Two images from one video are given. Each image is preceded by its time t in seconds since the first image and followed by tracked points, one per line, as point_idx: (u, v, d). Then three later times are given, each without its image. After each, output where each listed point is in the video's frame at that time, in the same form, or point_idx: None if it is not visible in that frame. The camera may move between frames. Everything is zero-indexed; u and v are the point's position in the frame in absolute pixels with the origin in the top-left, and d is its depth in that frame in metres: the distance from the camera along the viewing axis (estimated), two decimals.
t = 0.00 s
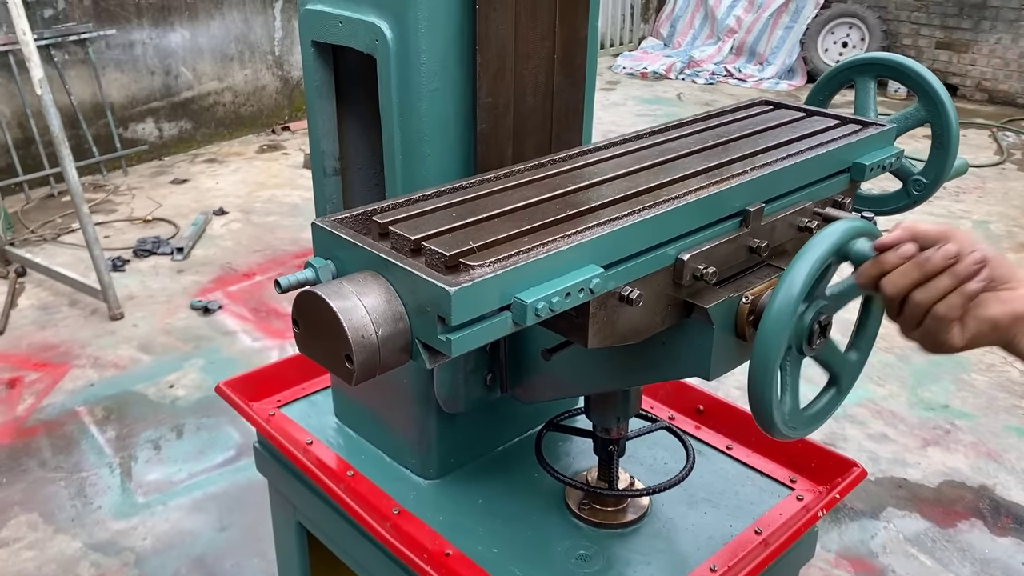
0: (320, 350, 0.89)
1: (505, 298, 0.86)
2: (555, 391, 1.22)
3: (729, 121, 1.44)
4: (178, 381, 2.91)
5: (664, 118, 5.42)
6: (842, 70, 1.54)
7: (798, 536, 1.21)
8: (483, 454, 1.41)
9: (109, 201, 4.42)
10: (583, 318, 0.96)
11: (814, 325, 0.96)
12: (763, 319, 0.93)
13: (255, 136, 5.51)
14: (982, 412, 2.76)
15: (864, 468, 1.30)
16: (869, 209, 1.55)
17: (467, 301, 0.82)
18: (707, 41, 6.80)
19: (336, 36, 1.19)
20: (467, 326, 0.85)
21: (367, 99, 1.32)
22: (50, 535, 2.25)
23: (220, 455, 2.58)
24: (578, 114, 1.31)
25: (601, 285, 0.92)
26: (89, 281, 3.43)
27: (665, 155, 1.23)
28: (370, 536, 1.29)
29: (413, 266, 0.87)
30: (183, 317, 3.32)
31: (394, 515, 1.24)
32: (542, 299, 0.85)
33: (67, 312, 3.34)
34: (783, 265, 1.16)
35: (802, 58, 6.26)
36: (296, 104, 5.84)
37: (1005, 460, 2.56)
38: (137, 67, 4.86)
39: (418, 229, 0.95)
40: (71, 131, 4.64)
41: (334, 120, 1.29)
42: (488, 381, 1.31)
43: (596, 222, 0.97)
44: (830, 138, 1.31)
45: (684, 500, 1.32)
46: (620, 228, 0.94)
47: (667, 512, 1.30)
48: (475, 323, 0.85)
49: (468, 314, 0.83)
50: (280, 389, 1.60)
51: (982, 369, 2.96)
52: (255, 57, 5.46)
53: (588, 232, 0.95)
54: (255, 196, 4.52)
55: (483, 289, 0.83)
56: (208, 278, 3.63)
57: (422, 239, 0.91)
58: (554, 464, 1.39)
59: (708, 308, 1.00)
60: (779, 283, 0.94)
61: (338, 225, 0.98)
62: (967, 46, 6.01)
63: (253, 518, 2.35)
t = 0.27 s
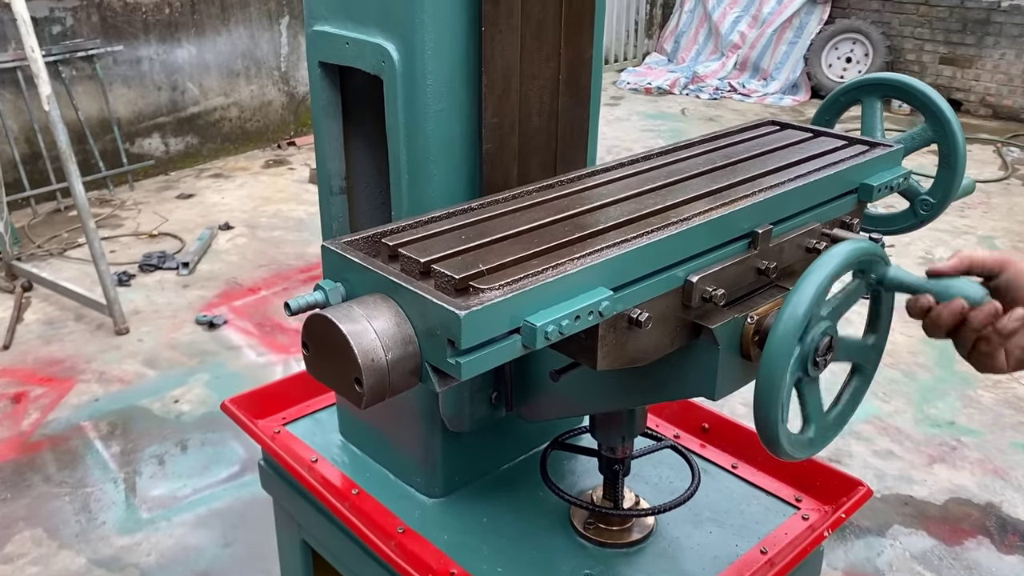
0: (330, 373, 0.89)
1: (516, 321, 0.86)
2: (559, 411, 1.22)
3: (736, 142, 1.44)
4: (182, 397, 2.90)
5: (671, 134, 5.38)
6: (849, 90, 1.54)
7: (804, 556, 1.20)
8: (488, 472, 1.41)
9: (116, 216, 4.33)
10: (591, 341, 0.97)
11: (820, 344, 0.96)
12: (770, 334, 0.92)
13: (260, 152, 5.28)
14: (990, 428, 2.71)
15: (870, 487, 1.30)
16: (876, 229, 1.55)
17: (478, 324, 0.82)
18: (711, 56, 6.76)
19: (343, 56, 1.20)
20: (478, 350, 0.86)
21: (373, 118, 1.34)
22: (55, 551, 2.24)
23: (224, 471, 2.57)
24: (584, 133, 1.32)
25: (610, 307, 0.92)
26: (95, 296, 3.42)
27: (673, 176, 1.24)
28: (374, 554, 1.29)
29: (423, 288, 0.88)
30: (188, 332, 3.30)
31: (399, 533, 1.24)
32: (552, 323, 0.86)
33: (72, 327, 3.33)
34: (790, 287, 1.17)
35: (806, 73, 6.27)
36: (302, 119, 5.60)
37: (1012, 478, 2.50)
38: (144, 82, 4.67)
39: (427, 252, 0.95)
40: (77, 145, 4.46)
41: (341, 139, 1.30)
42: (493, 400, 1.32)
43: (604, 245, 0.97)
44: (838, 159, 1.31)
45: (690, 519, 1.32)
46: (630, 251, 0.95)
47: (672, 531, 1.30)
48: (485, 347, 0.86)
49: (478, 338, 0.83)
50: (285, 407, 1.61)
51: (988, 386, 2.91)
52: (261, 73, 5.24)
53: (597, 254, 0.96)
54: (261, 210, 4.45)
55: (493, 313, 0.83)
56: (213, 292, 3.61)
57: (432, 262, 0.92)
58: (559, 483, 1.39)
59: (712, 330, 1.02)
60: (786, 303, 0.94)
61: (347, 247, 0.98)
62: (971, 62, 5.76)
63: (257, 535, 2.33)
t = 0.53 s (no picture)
0: (335, 400, 0.91)
1: (520, 348, 0.87)
2: (561, 431, 1.22)
3: (738, 166, 1.46)
4: (187, 414, 2.88)
5: (675, 151, 5.37)
6: (851, 113, 1.55)
7: None
8: (491, 493, 1.42)
9: (122, 233, 4.33)
10: (595, 365, 0.98)
11: (820, 368, 0.98)
12: (770, 358, 0.94)
13: (266, 168, 5.28)
14: (994, 447, 2.62)
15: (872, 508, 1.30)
16: (880, 251, 1.56)
17: (482, 351, 0.83)
18: (715, 73, 6.77)
19: (348, 82, 1.22)
20: (482, 376, 0.87)
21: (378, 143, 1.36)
22: (58, 569, 2.22)
23: (229, 488, 2.55)
24: (586, 157, 1.34)
25: (613, 333, 0.93)
26: (100, 313, 3.41)
27: (677, 201, 1.25)
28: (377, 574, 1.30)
29: (428, 315, 0.89)
30: (193, 349, 3.29)
31: (402, 555, 1.24)
32: (556, 349, 0.86)
33: (78, 344, 3.32)
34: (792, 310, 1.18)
35: (809, 91, 6.30)
36: (308, 136, 5.60)
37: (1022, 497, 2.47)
38: (151, 100, 4.67)
39: (432, 278, 0.97)
40: (84, 163, 4.45)
41: (346, 163, 1.33)
42: (496, 422, 1.33)
43: (607, 271, 0.99)
44: (841, 183, 1.32)
45: (692, 540, 1.32)
46: (632, 277, 0.96)
47: (675, 552, 1.30)
48: (490, 373, 0.87)
49: (483, 365, 0.84)
50: (289, 427, 1.62)
51: (992, 405, 2.84)
52: (267, 91, 5.23)
53: (601, 280, 0.97)
54: (266, 227, 4.45)
55: (497, 339, 0.85)
56: (218, 309, 3.60)
57: (437, 288, 0.93)
58: (562, 504, 1.40)
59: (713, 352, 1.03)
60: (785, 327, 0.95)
61: (353, 273, 1.00)
62: (973, 79, 5.76)
63: (261, 555, 2.31)
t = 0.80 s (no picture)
0: (343, 426, 0.92)
1: (525, 375, 0.88)
2: (564, 455, 1.23)
3: (740, 192, 1.47)
4: (191, 433, 2.87)
5: (677, 170, 5.38)
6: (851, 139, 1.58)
7: None
8: (495, 515, 1.43)
9: (127, 251, 4.33)
10: (600, 392, 0.99)
11: (821, 394, 0.99)
12: (770, 386, 0.95)
13: (271, 187, 5.30)
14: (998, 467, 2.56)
15: (874, 531, 1.30)
16: (881, 275, 1.58)
17: (488, 379, 0.85)
18: (716, 93, 6.81)
19: (355, 109, 1.26)
20: (488, 404, 0.88)
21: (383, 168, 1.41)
22: None
23: (232, 508, 2.54)
24: (587, 184, 1.40)
25: (618, 359, 0.94)
26: (105, 331, 3.41)
27: (679, 227, 1.27)
28: None
29: (435, 342, 0.90)
30: (197, 368, 3.28)
31: None
32: (561, 376, 0.88)
33: (82, 362, 3.32)
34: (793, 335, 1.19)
35: (810, 110, 6.32)
36: (312, 156, 5.63)
37: None
38: (157, 120, 4.70)
39: (438, 305, 0.98)
40: (89, 182, 4.47)
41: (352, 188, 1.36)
42: (500, 445, 1.34)
43: (611, 297, 1.00)
44: (842, 210, 1.34)
45: (695, 563, 1.33)
46: (636, 304, 0.97)
47: None
48: (495, 401, 0.88)
49: (489, 393, 0.86)
50: (294, 448, 1.63)
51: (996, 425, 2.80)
52: (272, 111, 5.27)
53: (605, 307, 0.98)
54: (270, 246, 4.46)
55: (503, 367, 0.86)
56: (222, 328, 3.60)
57: (444, 315, 0.95)
58: (565, 527, 1.40)
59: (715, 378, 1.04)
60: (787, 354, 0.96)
61: (362, 300, 1.02)
62: (975, 99, 5.77)
63: None
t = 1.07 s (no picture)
0: (342, 448, 0.93)
1: (522, 397, 0.89)
2: (563, 475, 1.23)
3: (738, 214, 1.49)
4: (192, 452, 2.87)
5: (679, 189, 5.40)
6: (848, 162, 1.59)
7: None
8: (495, 536, 1.43)
9: (131, 270, 4.35)
10: (598, 414, 1.00)
11: (818, 416, 1.00)
12: (768, 408, 0.95)
13: (275, 207, 5.32)
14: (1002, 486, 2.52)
15: (874, 553, 1.30)
16: (880, 296, 1.59)
17: (485, 401, 0.86)
18: (718, 112, 6.84)
19: (357, 131, 1.32)
20: (486, 426, 0.89)
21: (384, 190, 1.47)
22: None
23: (233, 527, 2.53)
24: (587, 205, 1.45)
25: (616, 382, 0.95)
26: (108, 350, 3.42)
27: (677, 249, 1.28)
28: None
29: (433, 364, 0.92)
30: (199, 387, 3.28)
31: None
32: (559, 398, 0.88)
33: (85, 381, 3.32)
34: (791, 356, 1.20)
35: (812, 129, 6.35)
36: (315, 175, 5.66)
37: None
38: (162, 139, 4.73)
39: (437, 327, 0.99)
40: (94, 202, 4.50)
41: (354, 210, 1.43)
42: (499, 465, 1.34)
43: (609, 319, 1.01)
44: (840, 232, 1.35)
45: None
46: (634, 327, 0.98)
47: None
48: (492, 423, 0.89)
49: (485, 416, 0.86)
50: (295, 468, 1.63)
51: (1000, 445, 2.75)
52: (277, 130, 5.30)
53: (603, 329, 0.99)
54: (273, 264, 4.47)
55: (500, 389, 0.87)
56: (225, 347, 3.61)
57: (442, 336, 0.96)
58: (565, 548, 1.41)
59: (714, 400, 1.06)
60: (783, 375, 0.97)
61: (361, 322, 1.03)
62: (976, 118, 5.79)
63: None
